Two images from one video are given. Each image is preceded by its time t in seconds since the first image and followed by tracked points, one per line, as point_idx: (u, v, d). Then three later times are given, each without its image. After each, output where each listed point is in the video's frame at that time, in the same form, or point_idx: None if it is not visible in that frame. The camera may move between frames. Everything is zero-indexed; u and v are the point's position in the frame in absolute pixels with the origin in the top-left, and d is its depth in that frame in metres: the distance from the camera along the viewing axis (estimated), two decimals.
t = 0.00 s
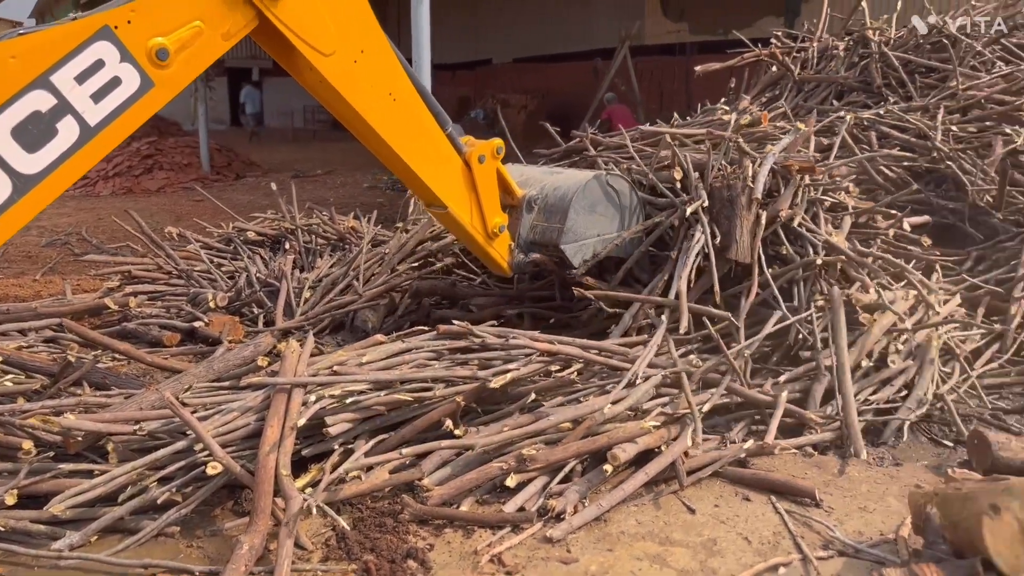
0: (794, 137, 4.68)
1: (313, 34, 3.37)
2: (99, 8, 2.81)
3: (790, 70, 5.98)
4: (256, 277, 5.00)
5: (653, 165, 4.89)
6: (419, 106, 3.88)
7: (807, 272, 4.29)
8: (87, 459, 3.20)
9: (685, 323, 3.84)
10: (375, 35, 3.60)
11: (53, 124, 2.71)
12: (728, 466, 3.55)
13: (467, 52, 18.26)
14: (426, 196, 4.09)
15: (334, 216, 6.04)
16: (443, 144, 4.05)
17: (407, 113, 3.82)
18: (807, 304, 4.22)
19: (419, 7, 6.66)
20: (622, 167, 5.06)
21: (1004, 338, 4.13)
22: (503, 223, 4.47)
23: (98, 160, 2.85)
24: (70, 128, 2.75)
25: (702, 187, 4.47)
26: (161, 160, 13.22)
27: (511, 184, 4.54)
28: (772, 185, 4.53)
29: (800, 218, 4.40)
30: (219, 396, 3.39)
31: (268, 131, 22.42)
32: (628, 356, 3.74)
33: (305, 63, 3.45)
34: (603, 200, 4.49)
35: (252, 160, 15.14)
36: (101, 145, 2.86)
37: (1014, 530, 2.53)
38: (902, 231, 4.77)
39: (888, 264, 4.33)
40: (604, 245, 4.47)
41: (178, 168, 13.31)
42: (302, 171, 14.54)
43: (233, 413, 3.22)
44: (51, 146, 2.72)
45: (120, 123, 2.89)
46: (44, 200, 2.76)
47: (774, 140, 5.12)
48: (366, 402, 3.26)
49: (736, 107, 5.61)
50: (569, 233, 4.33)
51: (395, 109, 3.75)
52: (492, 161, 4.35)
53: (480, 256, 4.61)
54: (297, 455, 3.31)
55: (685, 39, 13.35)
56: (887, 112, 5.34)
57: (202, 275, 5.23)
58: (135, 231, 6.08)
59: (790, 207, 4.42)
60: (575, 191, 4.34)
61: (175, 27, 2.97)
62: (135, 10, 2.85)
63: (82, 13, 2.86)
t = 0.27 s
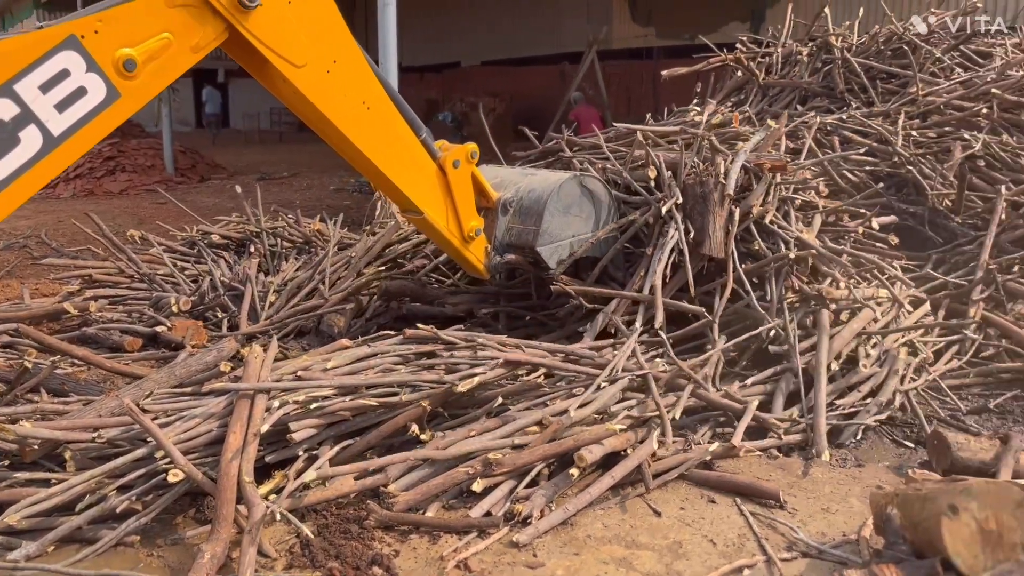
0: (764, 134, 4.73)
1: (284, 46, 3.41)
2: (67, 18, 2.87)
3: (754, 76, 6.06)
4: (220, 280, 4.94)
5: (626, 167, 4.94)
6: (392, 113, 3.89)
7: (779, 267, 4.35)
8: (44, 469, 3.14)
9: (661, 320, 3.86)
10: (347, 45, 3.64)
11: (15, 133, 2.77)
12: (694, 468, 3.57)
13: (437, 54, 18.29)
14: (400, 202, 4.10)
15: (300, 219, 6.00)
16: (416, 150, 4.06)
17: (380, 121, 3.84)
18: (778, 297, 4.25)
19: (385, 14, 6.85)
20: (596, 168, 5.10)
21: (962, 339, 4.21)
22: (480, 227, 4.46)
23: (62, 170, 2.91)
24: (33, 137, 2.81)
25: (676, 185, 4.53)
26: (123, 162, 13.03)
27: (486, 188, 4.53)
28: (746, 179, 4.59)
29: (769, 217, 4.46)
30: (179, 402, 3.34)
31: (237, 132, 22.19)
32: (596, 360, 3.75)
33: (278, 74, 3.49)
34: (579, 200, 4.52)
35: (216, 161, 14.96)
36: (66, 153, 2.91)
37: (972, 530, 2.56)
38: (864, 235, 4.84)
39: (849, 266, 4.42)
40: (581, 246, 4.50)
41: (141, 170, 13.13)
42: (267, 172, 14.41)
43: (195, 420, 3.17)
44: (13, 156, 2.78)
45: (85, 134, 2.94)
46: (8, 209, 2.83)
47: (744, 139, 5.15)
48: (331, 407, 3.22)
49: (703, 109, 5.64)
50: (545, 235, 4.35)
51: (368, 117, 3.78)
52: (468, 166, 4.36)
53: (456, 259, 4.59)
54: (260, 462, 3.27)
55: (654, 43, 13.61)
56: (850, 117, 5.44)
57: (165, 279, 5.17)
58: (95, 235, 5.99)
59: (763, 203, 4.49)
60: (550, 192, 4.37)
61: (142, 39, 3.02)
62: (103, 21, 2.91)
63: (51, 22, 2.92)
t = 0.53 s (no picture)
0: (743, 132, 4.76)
1: (264, 57, 3.42)
2: (43, 27, 2.90)
3: (726, 80, 6.11)
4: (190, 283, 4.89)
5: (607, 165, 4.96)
6: (373, 120, 3.91)
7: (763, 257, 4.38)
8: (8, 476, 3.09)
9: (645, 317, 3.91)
10: (326, 53, 3.66)
11: None
12: (667, 471, 3.58)
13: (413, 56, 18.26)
14: (383, 207, 4.12)
15: (271, 221, 5.95)
16: (398, 155, 4.07)
17: (362, 128, 3.86)
18: (763, 292, 4.29)
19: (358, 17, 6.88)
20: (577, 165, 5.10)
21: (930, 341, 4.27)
22: (463, 229, 4.48)
23: (34, 179, 2.94)
24: (5, 147, 2.83)
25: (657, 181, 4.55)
26: (92, 163, 12.86)
27: (468, 190, 4.55)
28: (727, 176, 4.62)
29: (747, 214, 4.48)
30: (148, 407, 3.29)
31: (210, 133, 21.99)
32: (568, 364, 3.76)
33: (257, 85, 3.50)
34: (561, 199, 4.53)
35: (187, 163, 14.79)
36: (37, 163, 2.94)
37: (938, 530, 2.57)
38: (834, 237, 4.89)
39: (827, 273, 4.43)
40: (562, 244, 4.53)
41: (110, 171, 12.96)
42: (239, 174, 14.29)
43: (163, 425, 3.12)
44: None
45: (58, 143, 2.97)
46: None
47: (725, 136, 5.17)
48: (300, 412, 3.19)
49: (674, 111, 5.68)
50: (527, 237, 4.38)
51: (349, 125, 3.80)
52: (449, 170, 4.39)
53: (440, 261, 4.61)
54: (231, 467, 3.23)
55: (626, 47, 13.78)
56: (820, 122, 5.51)
57: (134, 282, 5.11)
58: (62, 238, 5.91)
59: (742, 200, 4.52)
60: (531, 193, 4.38)
61: (118, 50, 3.04)
62: (79, 31, 2.93)
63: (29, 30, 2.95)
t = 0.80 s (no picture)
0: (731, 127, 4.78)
1: (247, 68, 3.47)
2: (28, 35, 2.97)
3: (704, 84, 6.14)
4: (165, 286, 4.85)
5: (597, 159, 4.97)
6: (359, 126, 3.96)
7: (750, 251, 4.43)
8: None
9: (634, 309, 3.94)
10: (311, 64, 3.71)
11: None
12: (645, 473, 3.58)
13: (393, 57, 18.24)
14: (371, 210, 4.19)
15: (249, 223, 5.91)
16: (384, 159, 4.12)
17: (347, 134, 3.91)
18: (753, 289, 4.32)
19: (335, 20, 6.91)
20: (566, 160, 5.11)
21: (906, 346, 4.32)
22: (452, 230, 4.50)
23: (15, 186, 3.02)
24: None
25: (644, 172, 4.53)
26: (66, 164, 12.70)
27: (456, 189, 4.56)
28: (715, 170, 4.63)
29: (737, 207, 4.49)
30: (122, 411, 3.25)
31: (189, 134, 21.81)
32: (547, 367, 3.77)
33: (242, 95, 3.57)
34: (547, 195, 4.52)
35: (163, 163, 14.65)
36: (18, 169, 3.02)
37: (913, 530, 2.58)
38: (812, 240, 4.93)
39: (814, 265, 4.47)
40: (551, 241, 4.51)
41: (85, 172, 12.81)
42: (217, 176, 14.17)
43: (137, 429, 3.09)
44: None
45: (37, 151, 3.04)
46: None
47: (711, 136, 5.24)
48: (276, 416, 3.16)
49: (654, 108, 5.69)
50: (515, 235, 4.38)
51: (334, 131, 3.85)
52: (437, 172, 4.42)
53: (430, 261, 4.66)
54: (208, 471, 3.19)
55: (604, 50, 13.77)
56: (797, 125, 5.56)
57: (108, 285, 5.05)
58: (34, 240, 5.83)
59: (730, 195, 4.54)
60: (517, 191, 4.37)
61: (100, 62, 3.10)
62: (61, 41, 2.99)
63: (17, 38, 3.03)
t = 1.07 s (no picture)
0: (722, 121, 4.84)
1: (238, 80, 3.46)
2: (17, 46, 2.95)
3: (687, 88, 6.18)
4: (146, 287, 4.81)
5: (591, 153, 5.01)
6: (351, 131, 3.96)
7: (740, 245, 4.48)
8: None
9: (628, 296, 4.05)
10: (302, 72, 3.71)
11: None
12: (629, 476, 3.59)
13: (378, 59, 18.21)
14: (365, 212, 4.20)
15: (231, 225, 5.88)
16: (377, 162, 4.13)
17: (340, 140, 3.92)
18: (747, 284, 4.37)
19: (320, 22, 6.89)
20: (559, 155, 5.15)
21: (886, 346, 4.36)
22: (447, 228, 4.51)
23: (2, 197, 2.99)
24: None
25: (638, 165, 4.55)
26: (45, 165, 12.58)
27: (449, 187, 4.55)
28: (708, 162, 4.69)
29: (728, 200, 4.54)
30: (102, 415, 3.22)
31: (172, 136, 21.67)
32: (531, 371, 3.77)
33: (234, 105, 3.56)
34: (540, 192, 4.52)
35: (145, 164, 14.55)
36: (4, 179, 2.99)
37: (895, 532, 2.59)
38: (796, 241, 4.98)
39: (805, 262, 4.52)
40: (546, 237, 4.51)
41: (64, 172, 12.69)
42: (199, 177, 14.08)
43: (118, 432, 3.06)
44: None
45: (24, 161, 3.01)
46: None
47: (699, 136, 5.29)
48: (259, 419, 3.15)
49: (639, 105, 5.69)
50: (508, 233, 4.37)
51: (328, 137, 3.86)
52: (431, 171, 4.41)
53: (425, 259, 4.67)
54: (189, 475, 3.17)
55: (587, 53, 13.68)
56: (779, 129, 5.60)
57: (89, 286, 5.01)
58: (12, 241, 5.77)
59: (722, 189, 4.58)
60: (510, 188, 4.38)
61: (89, 73, 3.07)
62: (51, 52, 2.97)
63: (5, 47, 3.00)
